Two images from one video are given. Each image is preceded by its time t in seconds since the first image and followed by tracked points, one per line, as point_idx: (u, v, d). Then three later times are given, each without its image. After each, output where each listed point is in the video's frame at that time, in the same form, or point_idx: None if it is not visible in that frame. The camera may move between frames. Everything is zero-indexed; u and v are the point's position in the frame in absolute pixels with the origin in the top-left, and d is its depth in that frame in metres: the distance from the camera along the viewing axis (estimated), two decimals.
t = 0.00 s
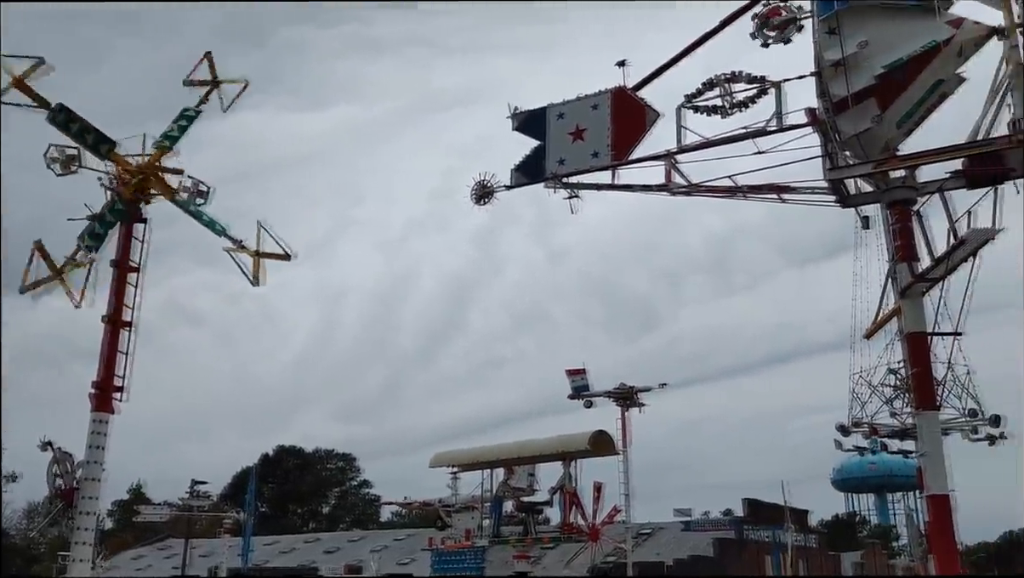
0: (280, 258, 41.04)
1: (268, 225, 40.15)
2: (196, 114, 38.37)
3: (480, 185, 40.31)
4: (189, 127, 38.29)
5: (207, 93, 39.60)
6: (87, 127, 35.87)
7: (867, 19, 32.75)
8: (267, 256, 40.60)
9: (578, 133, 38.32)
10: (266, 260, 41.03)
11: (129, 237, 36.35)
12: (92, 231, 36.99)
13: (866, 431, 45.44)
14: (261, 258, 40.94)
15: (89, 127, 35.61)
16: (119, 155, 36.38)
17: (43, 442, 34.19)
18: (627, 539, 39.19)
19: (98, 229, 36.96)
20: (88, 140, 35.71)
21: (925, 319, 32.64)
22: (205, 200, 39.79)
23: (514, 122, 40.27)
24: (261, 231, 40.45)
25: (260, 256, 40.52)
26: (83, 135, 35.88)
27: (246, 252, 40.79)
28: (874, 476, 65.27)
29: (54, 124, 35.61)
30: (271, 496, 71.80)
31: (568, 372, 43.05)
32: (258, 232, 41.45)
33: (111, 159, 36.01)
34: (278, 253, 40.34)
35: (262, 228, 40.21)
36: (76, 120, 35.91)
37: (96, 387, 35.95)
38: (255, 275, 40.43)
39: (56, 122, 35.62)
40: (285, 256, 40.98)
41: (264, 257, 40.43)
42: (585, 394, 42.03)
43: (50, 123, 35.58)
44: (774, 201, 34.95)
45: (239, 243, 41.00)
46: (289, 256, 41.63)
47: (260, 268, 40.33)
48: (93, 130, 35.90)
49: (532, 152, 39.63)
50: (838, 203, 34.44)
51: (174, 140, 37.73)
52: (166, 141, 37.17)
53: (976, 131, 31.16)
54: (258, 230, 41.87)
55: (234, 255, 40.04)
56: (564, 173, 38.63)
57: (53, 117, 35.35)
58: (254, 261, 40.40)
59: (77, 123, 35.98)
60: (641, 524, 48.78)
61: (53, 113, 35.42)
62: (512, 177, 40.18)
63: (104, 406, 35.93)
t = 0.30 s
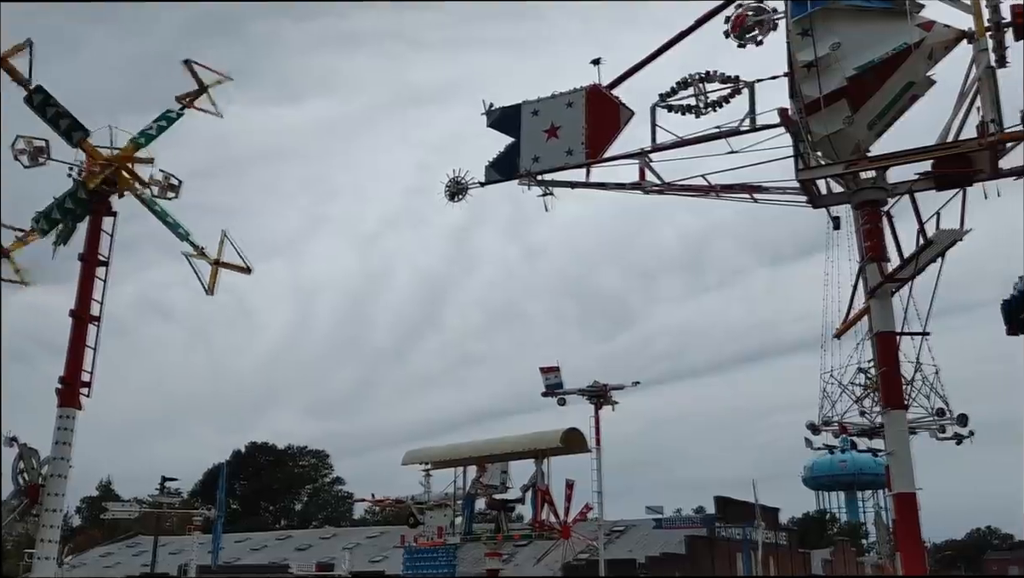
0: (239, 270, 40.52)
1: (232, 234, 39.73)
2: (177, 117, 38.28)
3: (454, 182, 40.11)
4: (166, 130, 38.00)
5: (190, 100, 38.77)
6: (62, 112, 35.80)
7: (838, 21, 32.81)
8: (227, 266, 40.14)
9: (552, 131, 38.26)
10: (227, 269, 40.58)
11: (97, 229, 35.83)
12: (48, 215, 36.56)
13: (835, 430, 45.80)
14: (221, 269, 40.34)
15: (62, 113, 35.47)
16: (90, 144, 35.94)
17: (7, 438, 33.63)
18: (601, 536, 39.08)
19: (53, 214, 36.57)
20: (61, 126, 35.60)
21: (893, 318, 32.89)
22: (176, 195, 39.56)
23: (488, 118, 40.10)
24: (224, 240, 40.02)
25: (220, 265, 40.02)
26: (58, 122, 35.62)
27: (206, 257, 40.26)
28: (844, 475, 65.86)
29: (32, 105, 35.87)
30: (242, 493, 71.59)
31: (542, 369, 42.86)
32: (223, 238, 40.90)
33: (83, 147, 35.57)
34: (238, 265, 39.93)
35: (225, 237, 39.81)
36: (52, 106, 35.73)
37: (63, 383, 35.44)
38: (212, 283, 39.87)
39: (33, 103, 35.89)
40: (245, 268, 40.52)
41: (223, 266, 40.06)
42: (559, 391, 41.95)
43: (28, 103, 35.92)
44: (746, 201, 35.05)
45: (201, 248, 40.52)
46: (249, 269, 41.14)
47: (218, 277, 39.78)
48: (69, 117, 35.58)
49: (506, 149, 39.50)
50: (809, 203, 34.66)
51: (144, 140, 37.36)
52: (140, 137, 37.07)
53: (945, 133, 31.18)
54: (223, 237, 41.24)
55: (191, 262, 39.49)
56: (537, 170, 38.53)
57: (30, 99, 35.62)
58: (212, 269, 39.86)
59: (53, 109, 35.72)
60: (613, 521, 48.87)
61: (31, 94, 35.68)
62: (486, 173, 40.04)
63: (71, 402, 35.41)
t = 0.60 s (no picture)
0: (207, 281, 40.29)
1: (205, 244, 39.77)
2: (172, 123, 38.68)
3: (442, 177, 39.84)
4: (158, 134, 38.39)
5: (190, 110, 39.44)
6: (55, 98, 35.50)
7: (825, 20, 32.56)
8: (194, 274, 39.92)
9: (539, 127, 38.07)
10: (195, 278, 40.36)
11: (81, 221, 35.56)
12: (20, 195, 36.49)
13: (820, 428, 45.80)
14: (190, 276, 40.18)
15: (54, 99, 35.22)
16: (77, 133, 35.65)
17: None
18: (585, 533, 38.51)
19: (27, 195, 36.58)
20: (52, 112, 35.31)
21: (877, 317, 32.77)
22: (161, 188, 39.28)
23: (476, 113, 39.77)
24: (197, 248, 39.92)
25: (189, 272, 39.86)
26: (50, 108, 35.36)
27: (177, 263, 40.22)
28: (828, 473, 66.10)
29: (28, 87, 35.78)
30: (227, 488, 71.25)
31: (529, 365, 42.50)
32: (196, 246, 40.94)
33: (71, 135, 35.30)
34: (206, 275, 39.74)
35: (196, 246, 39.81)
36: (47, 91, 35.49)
37: (45, 375, 35.14)
38: (176, 289, 39.61)
39: (29, 85, 35.78)
40: (212, 281, 40.34)
41: (191, 274, 39.87)
42: (545, 388, 41.60)
43: (24, 85, 35.83)
44: (733, 199, 34.95)
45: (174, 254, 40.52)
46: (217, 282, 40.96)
47: (183, 284, 39.54)
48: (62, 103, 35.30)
49: (494, 144, 39.24)
50: (795, 201, 34.55)
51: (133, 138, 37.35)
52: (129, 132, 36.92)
53: (930, 133, 31.11)
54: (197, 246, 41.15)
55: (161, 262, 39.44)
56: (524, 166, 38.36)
57: (26, 81, 35.53)
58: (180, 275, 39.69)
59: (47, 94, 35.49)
60: (599, 518, 48.81)
61: (29, 76, 35.57)
62: (473, 168, 39.75)
63: (53, 395, 35.11)
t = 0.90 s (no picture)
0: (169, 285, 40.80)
1: (172, 251, 39.94)
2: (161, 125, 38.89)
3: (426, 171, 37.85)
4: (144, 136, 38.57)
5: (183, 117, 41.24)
6: (46, 85, 35.25)
7: (810, 18, 32.11)
8: (156, 277, 40.53)
9: (524, 122, 36.82)
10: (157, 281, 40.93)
11: (61, 213, 35.17)
12: None
13: (801, 425, 45.83)
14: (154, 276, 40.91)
15: (45, 86, 34.94)
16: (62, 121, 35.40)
17: None
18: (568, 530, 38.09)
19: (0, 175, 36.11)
20: (41, 99, 35.00)
21: (857, 316, 32.73)
22: (142, 180, 38.97)
23: (460, 108, 38.50)
24: (164, 253, 40.46)
25: (152, 273, 40.49)
26: (39, 95, 35.11)
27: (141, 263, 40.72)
28: (810, 470, 66.36)
29: (21, 71, 35.49)
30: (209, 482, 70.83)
31: (512, 362, 42.09)
32: (164, 247, 41.41)
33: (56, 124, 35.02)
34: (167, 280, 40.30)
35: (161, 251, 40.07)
36: (40, 78, 35.22)
37: (24, 367, 34.74)
38: (137, 289, 40.82)
39: (22, 70, 35.52)
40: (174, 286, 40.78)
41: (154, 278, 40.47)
42: (529, 384, 41.25)
43: (18, 68, 35.58)
44: (717, 196, 34.18)
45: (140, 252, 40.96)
46: (180, 285, 41.34)
47: (144, 285, 40.61)
48: (51, 91, 35.05)
49: (477, 139, 37.95)
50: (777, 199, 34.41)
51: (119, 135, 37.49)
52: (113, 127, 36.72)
53: (912, 132, 31.11)
54: (164, 248, 41.67)
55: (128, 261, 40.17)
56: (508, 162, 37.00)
57: (20, 65, 35.29)
58: (143, 275, 40.59)
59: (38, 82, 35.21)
60: (581, 514, 48.84)
61: (23, 60, 35.23)
62: (456, 164, 38.33)
63: (32, 387, 34.73)
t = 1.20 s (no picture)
0: (82, 287, 39.83)
1: (88, 255, 37.81)
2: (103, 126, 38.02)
3: (370, 165, 37.04)
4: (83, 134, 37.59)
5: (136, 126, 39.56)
6: None
7: (755, 20, 32.28)
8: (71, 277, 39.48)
9: (471, 117, 36.35)
10: (74, 281, 39.74)
11: None
12: None
13: (742, 423, 46.30)
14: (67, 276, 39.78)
15: None
16: None
17: None
18: (511, 527, 37.81)
19: None
20: None
21: (797, 314, 33.12)
22: (78, 170, 37.78)
23: (407, 102, 37.94)
24: (82, 255, 39.31)
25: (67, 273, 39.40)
26: None
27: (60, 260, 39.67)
28: (750, 467, 67.30)
29: None
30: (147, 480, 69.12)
31: (457, 358, 41.70)
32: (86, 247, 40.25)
33: None
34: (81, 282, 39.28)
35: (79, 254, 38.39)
36: None
37: None
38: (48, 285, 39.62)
39: None
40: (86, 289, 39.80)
41: (68, 277, 39.26)
42: (474, 381, 40.89)
43: None
44: (661, 196, 33.56)
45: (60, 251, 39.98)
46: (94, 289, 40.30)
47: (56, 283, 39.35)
48: None
49: (424, 134, 37.39)
50: (721, 199, 34.68)
51: (56, 128, 36.11)
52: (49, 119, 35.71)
53: (852, 135, 31.60)
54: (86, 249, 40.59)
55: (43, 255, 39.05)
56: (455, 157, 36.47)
57: None
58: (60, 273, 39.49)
59: None
60: (525, 511, 48.72)
61: None
62: (403, 158, 37.77)
63: None
